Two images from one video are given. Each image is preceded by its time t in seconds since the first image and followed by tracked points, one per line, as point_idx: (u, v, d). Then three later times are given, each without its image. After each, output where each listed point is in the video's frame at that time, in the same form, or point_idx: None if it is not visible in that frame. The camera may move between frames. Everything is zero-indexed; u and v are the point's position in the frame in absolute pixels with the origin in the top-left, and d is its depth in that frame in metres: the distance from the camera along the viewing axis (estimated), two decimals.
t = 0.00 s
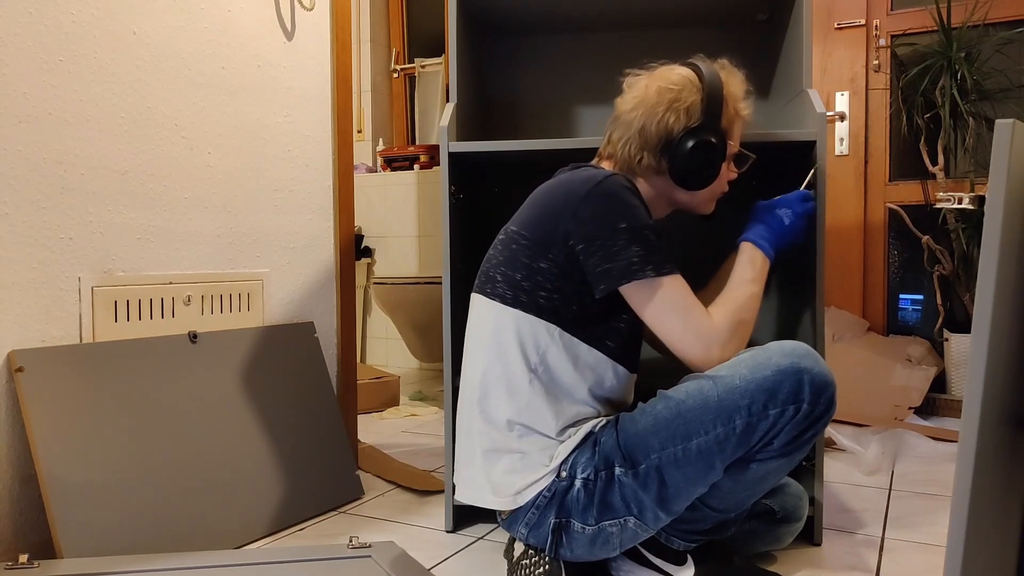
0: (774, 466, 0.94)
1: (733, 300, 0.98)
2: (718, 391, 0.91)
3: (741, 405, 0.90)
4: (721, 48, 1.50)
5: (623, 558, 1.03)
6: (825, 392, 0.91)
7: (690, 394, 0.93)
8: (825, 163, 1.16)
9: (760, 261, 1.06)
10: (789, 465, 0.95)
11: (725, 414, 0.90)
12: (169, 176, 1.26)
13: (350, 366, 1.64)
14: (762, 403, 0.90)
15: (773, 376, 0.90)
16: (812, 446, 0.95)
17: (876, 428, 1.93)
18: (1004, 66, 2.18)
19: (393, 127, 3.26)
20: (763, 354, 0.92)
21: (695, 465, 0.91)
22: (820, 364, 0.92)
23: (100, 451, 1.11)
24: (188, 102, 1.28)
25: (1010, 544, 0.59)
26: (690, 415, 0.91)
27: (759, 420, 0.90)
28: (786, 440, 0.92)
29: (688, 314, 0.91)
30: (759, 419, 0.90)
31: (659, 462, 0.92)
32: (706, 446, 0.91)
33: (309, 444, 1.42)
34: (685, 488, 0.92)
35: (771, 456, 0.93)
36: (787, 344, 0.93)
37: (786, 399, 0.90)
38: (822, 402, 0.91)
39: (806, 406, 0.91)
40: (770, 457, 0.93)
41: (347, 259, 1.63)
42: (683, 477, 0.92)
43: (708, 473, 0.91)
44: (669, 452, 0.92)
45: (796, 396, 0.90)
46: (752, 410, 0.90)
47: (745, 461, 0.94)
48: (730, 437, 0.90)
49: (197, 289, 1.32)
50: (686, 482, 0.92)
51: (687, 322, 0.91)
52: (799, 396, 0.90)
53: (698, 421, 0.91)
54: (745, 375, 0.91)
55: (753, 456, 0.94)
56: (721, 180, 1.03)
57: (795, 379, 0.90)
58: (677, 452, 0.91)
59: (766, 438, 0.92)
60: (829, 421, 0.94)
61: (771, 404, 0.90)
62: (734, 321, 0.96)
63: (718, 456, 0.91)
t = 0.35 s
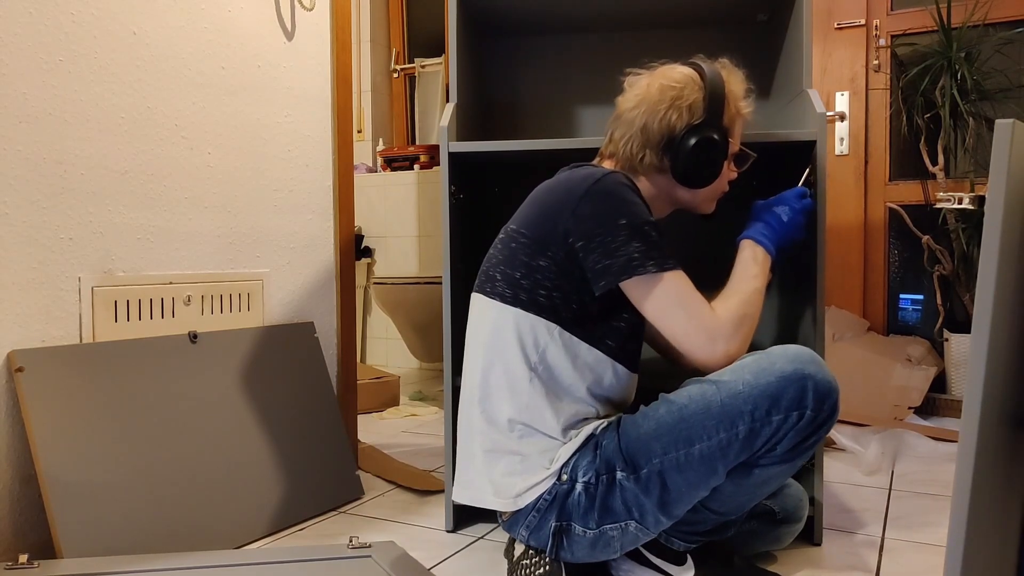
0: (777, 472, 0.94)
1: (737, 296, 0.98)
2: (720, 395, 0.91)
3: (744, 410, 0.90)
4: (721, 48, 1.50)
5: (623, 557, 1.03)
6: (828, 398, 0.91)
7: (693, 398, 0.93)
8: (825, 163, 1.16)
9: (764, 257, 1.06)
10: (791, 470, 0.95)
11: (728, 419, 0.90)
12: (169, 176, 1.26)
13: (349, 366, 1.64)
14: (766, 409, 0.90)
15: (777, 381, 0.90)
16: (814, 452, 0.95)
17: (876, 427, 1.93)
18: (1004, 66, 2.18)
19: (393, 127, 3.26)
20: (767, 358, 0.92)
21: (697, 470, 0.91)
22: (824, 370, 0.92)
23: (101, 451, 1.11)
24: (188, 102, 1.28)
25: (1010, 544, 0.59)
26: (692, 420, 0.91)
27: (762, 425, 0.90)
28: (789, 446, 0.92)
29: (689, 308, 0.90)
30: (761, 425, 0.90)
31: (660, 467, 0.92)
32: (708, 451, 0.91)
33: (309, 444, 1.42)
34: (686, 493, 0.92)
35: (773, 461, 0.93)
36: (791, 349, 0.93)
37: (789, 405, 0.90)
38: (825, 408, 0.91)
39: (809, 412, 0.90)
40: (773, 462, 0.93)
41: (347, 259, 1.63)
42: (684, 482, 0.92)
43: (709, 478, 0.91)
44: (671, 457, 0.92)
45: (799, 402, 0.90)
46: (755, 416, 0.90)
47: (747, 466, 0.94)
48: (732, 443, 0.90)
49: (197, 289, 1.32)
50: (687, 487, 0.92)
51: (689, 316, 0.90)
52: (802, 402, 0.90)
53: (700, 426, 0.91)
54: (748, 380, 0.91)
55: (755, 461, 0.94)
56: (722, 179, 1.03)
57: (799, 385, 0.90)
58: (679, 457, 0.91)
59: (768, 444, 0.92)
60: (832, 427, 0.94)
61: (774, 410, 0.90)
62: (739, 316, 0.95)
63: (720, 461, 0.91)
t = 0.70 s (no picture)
0: (776, 471, 0.94)
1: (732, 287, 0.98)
2: (720, 395, 0.91)
3: (743, 410, 0.90)
4: (721, 48, 1.50)
5: (623, 557, 1.03)
6: (828, 398, 0.91)
7: (692, 398, 0.93)
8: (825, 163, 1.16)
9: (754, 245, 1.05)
10: (791, 470, 0.95)
11: (727, 419, 0.90)
12: (169, 176, 1.26)
13: (350, 366, 1.64)
14: (765, 408, 0.90)
15: (776, 381, 0.90)
16: (814, 451, 0.95)
17: (876, 427, 1.93)
18: (1004, 66, 2.18)
19: (393, 127, 3.26)
20: (766, 358, 0.92)
21: (696, 470, 0.91)
22: (823, 369, 0.92)
23: (101, 451, 1.11)
24: (188, 102, 1.28)
25: (1010, 543, 0.59)
26: (691, 419, 0.91)
27: (761, 425, 0.90)
28: (788, 445, 0.92)
29: (687, 303, 0.90)
30: (761, 425, 0.90)
31: (660, 466, 0.92)
32: (707, 450, 0.90)
33: (309, 444, 1.42)
34: (686, 493, 0.92)
35: (773, 461, 0.93)
36: (790, 349, 0.93)
37: (789, 405, 0.90)
38: (825, 407, 0.91)
39: (809, 412, 0.90)
40: (772, 462, 0.93)
41: (347, 259, 1.63)
42: (684, 481, 0.92)
43: (709, 477, 0.91)
44: (670, 456, 0.92)
45: (798, 402, 0.90)
46: (754, 416, 0.90)
47: (747, 466, 0.94)
48: (732, 442, 0.90)
49: (197, 289, 1.32)
50: (687, 487, 0.92)
51: (686, 311, 0.90)
52: (801, 401, 0.90)
53: (700, 425, 0.91)
54: (747, 380, 0.91)
55: (755, 461, 0.94)
56: (719, 176, 1.03)
57: (798, 385, 0.90)
58: (678, 456, 0.91)
59: (767, 443, 0.92)
60: (832, 427, 0.93)
61: (773, 410, 0.90)
62: (735, 309, 0.95)
63: (720, 461, 0.91)
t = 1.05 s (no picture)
0: (776, 473, 0.94)
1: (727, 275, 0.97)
2: (720, 397, 0.91)
3: (743, 411, 0.90)
4: (721, 48, 1.50)
5: (623, 557, 1.03)
6: (827, 399, 0.91)
7: (692, 399, 0.93)
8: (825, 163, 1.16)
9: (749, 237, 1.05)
10: (791, 471, 0.95)
11: (727, 421, 0.90)
12: (169, 176, 1.26)
13: (350, 366, 1.64)
14: (766, 410, 0.90)
15: (777, 382, 0.90)
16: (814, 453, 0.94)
17: (876, 427, 1.93)
18: (1004, 66, 2.18)
19: (393, 127, 3.26)
20: (767, 360, 0.92)
21: (696, 471, 0.91)
22: (824, 371, 0.92)
23: (100, 451, 1.11)
24: (188, 102, 1.28)
25: (1010, 544, 0.59)
26: (691, 421, 0.91)
27: (761, 426, 0.90)
28: (788, 447, 0.92)
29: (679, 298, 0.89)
30: (761, 427, 0.90)
31: (660, 468, 0.92)
32: (707, 451, 0.90)
33: (309, 444, 1.42)
34: (686, 494, 0.92)
35: (773, 462, 0.93)
36: (790, 350, 0.93)
37: (789, 406, 0.90)
38: (825, 409, 0.91)
39: (809, 413, 0.90)
40: (772, 463, 0.93)
41: (346, 259, 1.63)
42: (683, 483, 0.92)
43: (709, 478, 0.91)
44: (670, 458, 0.92)
45: (798, 403, 0.90)
46: (754, 417, 0.90)
47: (747, 467, 0.94)
48: (732, 444, 0.90)
49: (197, 289, 1.32)
50: (687, 488, 0.92)
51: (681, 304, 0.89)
52: (801, 403, 0.90)
53: (700, 427, 0.91)
54: (747, 381, 0.91)
55: (755, 462, 0.94)
56: (709, 169, 1.03)
57: (799, 387, 0.90)
58: (678, 457, 0.91)
59: (767, 445, 0.92)
60: (832, 428, 0.93)
61: (773, 411, 0.90)
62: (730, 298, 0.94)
63: (720, 462, 0.90)
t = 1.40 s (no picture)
0: (774, 470, 0.94)
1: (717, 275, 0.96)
2: (717, 394, 0.91)
3: (740, 408, 0.90)
4: (720, 48, 1.50)
5: (623, 557, 1.03)
6: (825, 396, 0.91)
7: (689, 396, 0.93)
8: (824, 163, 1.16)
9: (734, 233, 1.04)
10: (789, 468, 0.95)
11: (724, 418, 0.90)
12: (169, 176, 1.26)
13: (350, 366, 1.64)
14: (763, 407, 0.90)
15: (773, 379, 0.90)
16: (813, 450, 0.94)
17: (876, 427, 1.93)
18: (1004, 66, 2.18)
19: (393, 127, 3.26)
20: (764, 357, 0.92)
21: (693, 468, 0.91)
22: (821, 368, 0.91)
23: (101, 451, 1.11)
24: (188, 102, 1.28)
25: (1010, 544, 0.59)
26: (689, 418, 0.91)
27: (759, 423, 0.90)
28: (786, 444, 0.92)
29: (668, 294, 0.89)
30: (758, 423, 0.90)
31: (657, 465, 0.92)
32: (705, 449, 0.90)
33: (309, 445, 1.42)
34: (684, 492, 0.92)
35: (771, 460, 0.93)
36: (787, 347, 0.93)
37: (786, 403, 0.90)
38: (822, 405, 0.91)
39: (806, 410, 0.90)
40: (770, 461, 0.93)
41: (347, 260, 1.63)
42: (681, 480, 0.91)
43: (707, 476, 0.91)
44: (668, 455, 0.92)
45: (796, 400, 0.90)
46: (751, 414, 0.90)
47: (745, 464, 0.94)
48: (729, 441, 0.90)
49: (197, 289, 1.32)
50: (685, 486, 0.92)
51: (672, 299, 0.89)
52: (798, 400, 0.90)
53: (697, 424, 0.91)
54: (744, 378, 0.91)
55: (753, 459, 0.94)
56: (697, 167, 1.03)
57: (796, 383, 0.89)
58: (676, 454, 0.91)
59: (765, 442, 0.91)
60: (830, 425, 0.93)
61: (770, 408, 0.90)
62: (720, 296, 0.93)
63: (717, 459, 0.90)
